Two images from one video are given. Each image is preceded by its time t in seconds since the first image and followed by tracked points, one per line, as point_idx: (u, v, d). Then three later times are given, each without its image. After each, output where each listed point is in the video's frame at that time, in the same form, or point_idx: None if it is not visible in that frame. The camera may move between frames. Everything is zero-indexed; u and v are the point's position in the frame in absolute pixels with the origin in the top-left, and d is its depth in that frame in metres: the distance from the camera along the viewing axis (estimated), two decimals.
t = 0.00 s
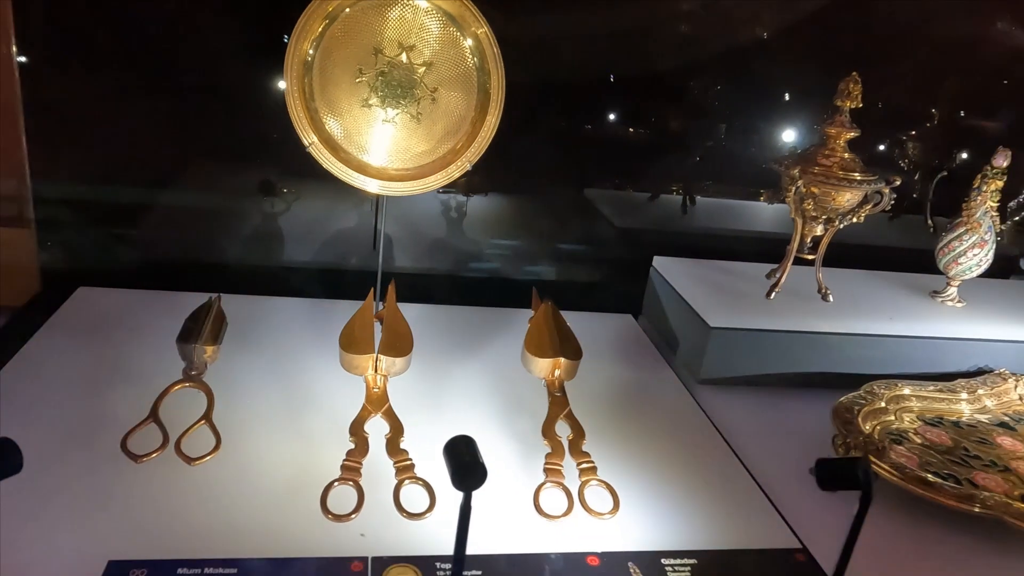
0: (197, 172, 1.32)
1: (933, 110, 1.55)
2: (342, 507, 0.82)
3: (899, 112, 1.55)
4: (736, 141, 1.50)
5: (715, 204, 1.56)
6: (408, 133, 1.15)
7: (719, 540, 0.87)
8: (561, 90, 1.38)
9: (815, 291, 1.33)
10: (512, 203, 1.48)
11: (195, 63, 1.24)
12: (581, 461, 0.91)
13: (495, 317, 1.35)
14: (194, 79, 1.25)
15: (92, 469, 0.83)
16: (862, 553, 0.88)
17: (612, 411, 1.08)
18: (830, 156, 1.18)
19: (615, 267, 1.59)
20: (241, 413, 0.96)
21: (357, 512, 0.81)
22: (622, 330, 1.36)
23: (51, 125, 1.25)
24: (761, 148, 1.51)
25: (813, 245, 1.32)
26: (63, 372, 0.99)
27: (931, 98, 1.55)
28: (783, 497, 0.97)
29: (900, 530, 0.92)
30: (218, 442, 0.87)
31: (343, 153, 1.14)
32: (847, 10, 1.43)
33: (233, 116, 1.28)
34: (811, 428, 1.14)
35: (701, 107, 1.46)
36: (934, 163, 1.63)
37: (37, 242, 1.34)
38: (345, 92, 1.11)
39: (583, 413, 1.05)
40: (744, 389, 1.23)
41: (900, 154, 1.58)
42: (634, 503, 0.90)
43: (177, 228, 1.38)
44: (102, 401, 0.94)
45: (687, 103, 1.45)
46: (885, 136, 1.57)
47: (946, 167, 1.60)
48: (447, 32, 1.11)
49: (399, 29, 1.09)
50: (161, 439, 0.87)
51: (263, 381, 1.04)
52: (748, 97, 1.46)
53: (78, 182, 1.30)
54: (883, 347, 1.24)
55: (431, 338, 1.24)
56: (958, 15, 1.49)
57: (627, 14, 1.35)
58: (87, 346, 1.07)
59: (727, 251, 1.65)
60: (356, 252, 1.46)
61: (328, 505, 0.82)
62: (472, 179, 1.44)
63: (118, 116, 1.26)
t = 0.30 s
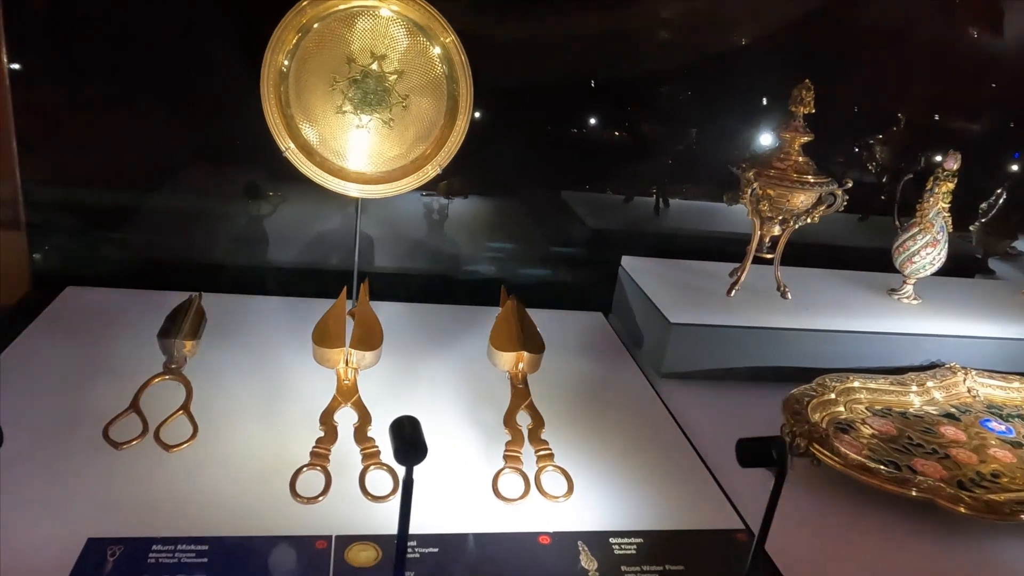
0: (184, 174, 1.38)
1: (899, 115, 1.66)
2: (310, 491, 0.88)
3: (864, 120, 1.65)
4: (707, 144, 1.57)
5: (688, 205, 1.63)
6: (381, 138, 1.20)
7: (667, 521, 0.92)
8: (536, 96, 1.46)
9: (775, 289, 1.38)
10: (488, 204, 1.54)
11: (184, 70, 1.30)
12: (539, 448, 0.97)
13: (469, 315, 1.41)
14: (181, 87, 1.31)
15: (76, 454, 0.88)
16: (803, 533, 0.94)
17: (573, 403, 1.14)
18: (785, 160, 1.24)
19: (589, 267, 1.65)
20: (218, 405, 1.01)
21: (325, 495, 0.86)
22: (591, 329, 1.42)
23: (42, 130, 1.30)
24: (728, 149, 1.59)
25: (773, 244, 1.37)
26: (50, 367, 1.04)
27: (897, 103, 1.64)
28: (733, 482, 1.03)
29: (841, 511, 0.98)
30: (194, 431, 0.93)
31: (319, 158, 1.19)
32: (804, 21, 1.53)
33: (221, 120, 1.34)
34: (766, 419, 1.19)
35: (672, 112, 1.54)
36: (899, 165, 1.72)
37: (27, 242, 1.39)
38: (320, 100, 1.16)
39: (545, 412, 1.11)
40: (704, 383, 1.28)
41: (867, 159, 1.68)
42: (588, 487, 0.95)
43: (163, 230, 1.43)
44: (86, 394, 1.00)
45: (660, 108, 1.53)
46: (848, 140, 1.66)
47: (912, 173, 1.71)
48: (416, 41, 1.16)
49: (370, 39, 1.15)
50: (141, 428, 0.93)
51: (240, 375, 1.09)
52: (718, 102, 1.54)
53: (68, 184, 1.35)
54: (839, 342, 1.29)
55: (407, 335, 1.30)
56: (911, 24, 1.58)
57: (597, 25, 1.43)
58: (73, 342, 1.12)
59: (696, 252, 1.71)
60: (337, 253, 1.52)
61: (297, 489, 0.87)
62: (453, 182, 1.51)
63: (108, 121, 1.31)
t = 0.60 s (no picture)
0: (178, 185, 1.42)
1: (879, 125, 1.71)
2: (295, 493, 0.92)
3: (843, 130, 1.70)
4: (689, 154, 1.62)
5: (670, 214, 1.68)
6: (367, 152, 1.24)
7: (636, 522, 0.96)
8: (522, 108, 1.51)
9: (750, 296, 1.43)
10: (474, 213, 1.58)
11: (180, 85, 1.34)
12: (515, 452, 1.01)
13: (454, 323, 1.45)
14: (177, 100, 1.35)
15: (72, 457, 0.93)
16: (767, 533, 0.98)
17: (551, 409, 1.19)
18: (758, 172, 1.28)
19: (574, 274, 1.69)
20: (208, 411, 1.06)
21: (309, 497, 0.90)
22: (573, 336, 1.46)
23: (42, 142, 1.35)
24: (711, 158, 1.64)
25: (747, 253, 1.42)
26: (47, 374, 1.08)
27: (873, 114, 1.70)
28: (703, 481, 1.07)
29: (805, 514, 1.02)
30: (185, 437, 0.97)
31: (307, 172, 1.24)
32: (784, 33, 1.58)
33: (216, 133, 1.39)
34: (738, 422, 1.24)
35: (656, 124, 1.58)
36: (877, 175, 1.77)
37: (26, 251, 1.43)
38: (308, 116, 1.21)
39: (524, 416, 1.15)
40: (680, 387, 1.33)
41: (846, 167, 1.73)
42: (562, 489, 1.00)
43: (158, 239, 1.47)
44: (81, 400, 1.04)
45: (642, 120, 1.57)
46: (827, 149, 1.71)
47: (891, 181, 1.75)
48: (400, 58, 1.21)
49: (355, 57, 1.19)
50: (134, 433, 0.97)
51: (229, 381, 1.13)
52: (699, 114, 1.60)
53: (66, 195, 1.40)
54: (811, 348, 1.34)
55: (393, 343, 1.35)
56: (889, 37, 1.63)
57: (583, 38, 1.49)
58: (70, 349, 1.17)
59: (679, 260, 1.74)
60: (327, 261, 1.56)
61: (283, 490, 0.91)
62: (442, 192, 1.55)
63: (105, 134, 1.36)
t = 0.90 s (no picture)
0: (173, 195, 1.47)
1: (857, 135, 1.76)
2: (280, 496, 0.96)
3: (821, 140, 1.74)
4: (670, 165, 1.67)
5: (652, 223, 1.72)
6: (352, 166, 1.29)
7: (609, 523, 1.00)
8: (509, 119, 1.56)
9: (726, 305, 1.47)
10: (461, 222, 1.62)
11: (175, 98, 1.39)
12: (493, 458, 1.05)
13: (439, 332, 1.49)
14: (173, 113, 1.40)
15: (67, 461, 0.97)
16: (735, 535, 1.02)
17: (530, 415, 1.23)
18: (732, 186, 1.33)
19: (558, 282, 1.74)
20: (198, 417, 1.10)
21: (293, 501, 0.94)
22: (555, 344, 1.50)
23: (40, 153, 1.39)
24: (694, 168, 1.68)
25: (722, 263, 1.46)
26: (43, 380, 1.13)
27: (851, 124, 1.74)
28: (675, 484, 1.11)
29: (772, 516, 1.06)
30: (175, 443, 1.02)
31: (294, 186, 1.28)
32: (765, 46, 1.63)
33: (210, 144, 1.44)
34: (712, 427, 1.28)
35: (639, 135, 1.63)
36: (857, 184, 1.81)
37: (24, 258, 1.48)
38: (295, 132, 1.25)
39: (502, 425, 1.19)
40: (658, 393, 1.37)
41: (825, 176, 1.77)
42: (537, 493, 1.04)
43: (152, 247, 1.51)
44: (76, 406, 1.08)
45: (625, 132, 1.62)
46: (807, 158, 1.75)
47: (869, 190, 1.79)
48: (384, 77, 1.26)
49: (341, 75, 1.24)
50: (126, 440, 1.01)
51: (219, 389, 1.17)
52: (681, 125, 1.64)
53: (63, 204, 1.44)
54: (785, 355, 1.38)
55: (379, 351, 1.39)
56: (866, 48, 1.68)
57: (570, 52, 1.53)
58: (66, 357, 1.21)
59: (662, 267, 1.79)
60: (318, 269, 1.60)
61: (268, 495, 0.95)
62: (431, 201, 1.59)
63: (102, 145, 1.41)
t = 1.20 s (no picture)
0: (159, 200, 1.49)
1: (834, 142, 1.78)
2: (253, 496, 0.99)
3: (799, 147, 1.77)
4: (650, 172, 1.69)
5: (631, 229, 1.74)
6: (330, 174, 1.31)
7: (575, 522, 1.03)
8: (492, 125, 1.58)
9: (699, 309, 1.49)
10: (442, 228, 1.65)
11: (162, 106, 1.42)
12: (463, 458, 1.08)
13: (418, 336, 1.52)
14: (160, 120, 1.43)
15: (46, 461, 0.99)
16: (700, 534, 1.05)
17: (503, 418, 1.25)
18: (703, 192, 1.36)
19: (539, 288, 1.76)
20: (176, 420, 1.12)
21: (265, 501, 0.97)
22: (531, 349, 1.52)
23: (28, 158, 1.42)
24: (674, 173, 1.71)
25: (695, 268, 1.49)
26: (25, 383, 1.15)
27: (828, 131, 1.77)
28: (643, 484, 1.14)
29: (736, 516, 1.09)
30: (152, 445, 1.04)
31: (273, 193, 1.30)
32: (745, 53, 1.66)
33: (196, 151, 1.46)
34: (683, 429, 1.31)
35: (619, 142, 1.66)
36: (833, 190, 1.84)
37: (10, 261, 1.50)
38: (273, 141, 1.28)
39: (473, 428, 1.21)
40: (632, 396, 1.39)
41: (803, 182, 1.80)
42: (505, 493, 1.07)
43: (137, 251, 1.54)
44: (57, 408, 1.10)
45: (605, 139, 1.65)
46: (786, 164, 1.78)
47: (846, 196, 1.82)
48: (360, 86, 1.28)
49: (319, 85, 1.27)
50: (103, 441, 1.03)
51: (197, 391, 1.20)
52: (660, 132, 1.67)
53: (49, 208, 1.47)
54: (755, 358, 1.40)
55: (357, 355, 1.41)
56: (845, 57, 1.72)
57: (553, 60, 1.56)
58: (48, 360, 1.23)
59: (643, 272, 1.81)
60: (301, 273, 1.63)
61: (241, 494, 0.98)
62: (414, 208, 1.62)
63: (89, 151, 1.43)
